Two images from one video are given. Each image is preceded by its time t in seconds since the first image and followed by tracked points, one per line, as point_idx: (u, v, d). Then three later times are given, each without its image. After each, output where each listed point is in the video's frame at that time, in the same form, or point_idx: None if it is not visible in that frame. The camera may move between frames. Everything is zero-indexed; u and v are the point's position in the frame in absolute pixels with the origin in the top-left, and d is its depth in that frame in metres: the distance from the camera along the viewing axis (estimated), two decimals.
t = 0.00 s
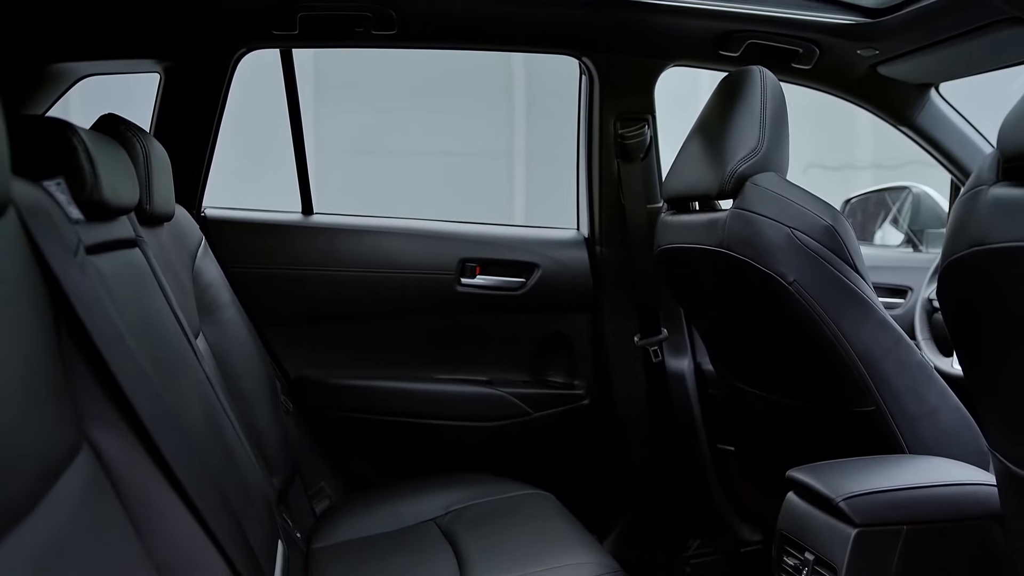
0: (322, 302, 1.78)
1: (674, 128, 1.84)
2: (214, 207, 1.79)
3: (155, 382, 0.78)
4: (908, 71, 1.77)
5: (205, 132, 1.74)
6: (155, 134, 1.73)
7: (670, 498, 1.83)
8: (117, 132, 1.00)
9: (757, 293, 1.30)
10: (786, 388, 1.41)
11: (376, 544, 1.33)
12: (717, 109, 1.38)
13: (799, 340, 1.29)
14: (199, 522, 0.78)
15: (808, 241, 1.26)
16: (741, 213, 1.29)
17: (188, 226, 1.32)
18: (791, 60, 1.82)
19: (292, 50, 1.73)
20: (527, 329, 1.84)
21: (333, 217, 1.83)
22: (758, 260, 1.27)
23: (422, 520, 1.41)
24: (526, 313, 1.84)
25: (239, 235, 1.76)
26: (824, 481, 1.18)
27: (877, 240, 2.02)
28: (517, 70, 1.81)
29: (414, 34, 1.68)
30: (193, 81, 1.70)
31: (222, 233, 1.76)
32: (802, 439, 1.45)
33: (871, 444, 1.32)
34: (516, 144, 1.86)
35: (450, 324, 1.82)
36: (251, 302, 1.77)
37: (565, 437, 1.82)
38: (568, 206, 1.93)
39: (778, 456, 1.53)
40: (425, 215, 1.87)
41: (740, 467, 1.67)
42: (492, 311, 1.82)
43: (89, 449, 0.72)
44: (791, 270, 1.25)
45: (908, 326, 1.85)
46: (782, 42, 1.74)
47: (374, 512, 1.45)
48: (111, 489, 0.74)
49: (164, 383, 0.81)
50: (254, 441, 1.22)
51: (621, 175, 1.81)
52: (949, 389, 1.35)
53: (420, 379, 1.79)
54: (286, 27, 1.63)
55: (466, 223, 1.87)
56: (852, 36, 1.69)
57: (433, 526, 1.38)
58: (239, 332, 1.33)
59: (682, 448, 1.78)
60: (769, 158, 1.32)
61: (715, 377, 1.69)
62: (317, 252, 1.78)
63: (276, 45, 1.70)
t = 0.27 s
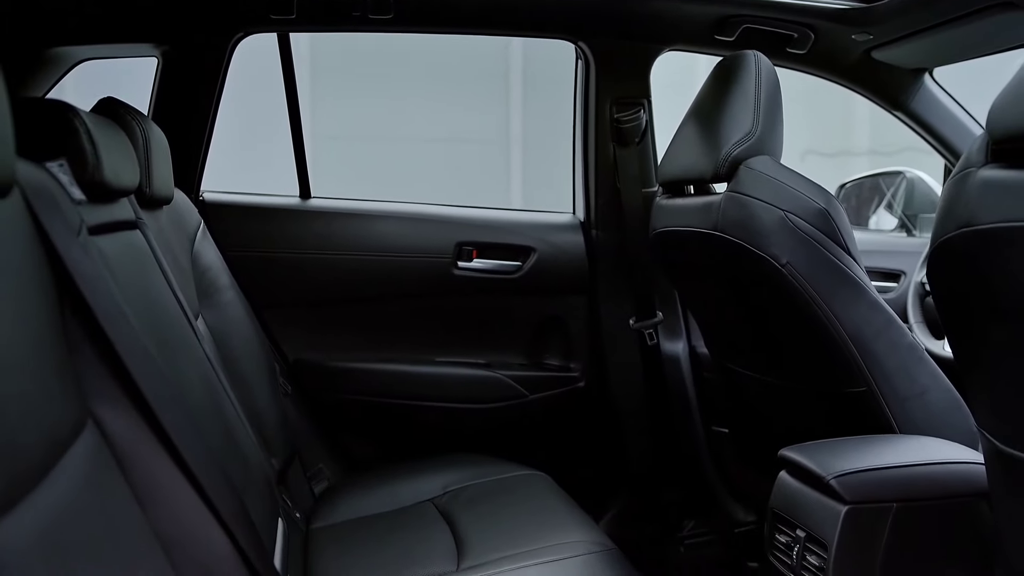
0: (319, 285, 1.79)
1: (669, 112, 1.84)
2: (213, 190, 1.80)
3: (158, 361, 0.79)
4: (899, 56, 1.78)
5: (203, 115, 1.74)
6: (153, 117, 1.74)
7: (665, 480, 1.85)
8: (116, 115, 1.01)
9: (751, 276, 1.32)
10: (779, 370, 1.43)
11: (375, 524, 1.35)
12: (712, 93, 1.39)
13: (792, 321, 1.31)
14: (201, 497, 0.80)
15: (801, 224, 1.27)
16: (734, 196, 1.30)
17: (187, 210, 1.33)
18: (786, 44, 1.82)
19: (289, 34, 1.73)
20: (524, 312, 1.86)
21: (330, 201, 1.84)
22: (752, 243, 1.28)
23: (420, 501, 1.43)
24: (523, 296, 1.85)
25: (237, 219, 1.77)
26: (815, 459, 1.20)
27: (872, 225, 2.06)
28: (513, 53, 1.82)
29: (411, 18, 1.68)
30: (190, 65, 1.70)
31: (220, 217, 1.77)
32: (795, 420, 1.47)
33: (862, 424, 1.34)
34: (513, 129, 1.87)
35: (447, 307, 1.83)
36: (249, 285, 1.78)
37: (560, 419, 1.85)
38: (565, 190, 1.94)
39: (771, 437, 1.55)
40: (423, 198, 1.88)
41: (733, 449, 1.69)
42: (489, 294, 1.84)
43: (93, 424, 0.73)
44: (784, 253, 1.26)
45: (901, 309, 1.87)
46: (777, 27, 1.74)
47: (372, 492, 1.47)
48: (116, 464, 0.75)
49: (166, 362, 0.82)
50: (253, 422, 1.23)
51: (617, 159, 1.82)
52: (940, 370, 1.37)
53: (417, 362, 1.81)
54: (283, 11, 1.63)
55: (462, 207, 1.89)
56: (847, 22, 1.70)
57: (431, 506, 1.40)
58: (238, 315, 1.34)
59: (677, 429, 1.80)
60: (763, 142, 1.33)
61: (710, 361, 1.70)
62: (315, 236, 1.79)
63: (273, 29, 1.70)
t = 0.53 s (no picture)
0: (318, 270, 1.80)
1: (665, 98, 1.85)
2: (211, 177, 1.80)
3: (158, 342, 0.80)
4: (895, 43, 1.79)
5: (201, 101, 1.74)
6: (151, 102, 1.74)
7: (661, 464, 1.87)
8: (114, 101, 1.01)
9: (745, 261, 1.33)
10: (773, 354, 1.45)
11: (374, 507, 1.37)
12: (707, 80, 1.40)
13: (786, 305, 1.32)
14: (201, 475, 0.81)
15: (795, 209, 1.28)
16: (729, 182, 1.32)
17: (185, 195, 1.34)
18: (781, 32, 1.83)
19: (287, 21, 1.73)
20: (520, 298, 1.87)
21: (328, 186, 1.85)
22: (745, 228, 1.29)
23: (418, 484, 1.45)
24: (519, 281, 1.87)
25: (235, 205, 1.77)
26: (808, 441, 1.22)
27: (867, 212, 2.08)
28: (510, 41, 1.82)
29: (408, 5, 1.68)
30: (187, 52, 1.70)
31: (219, 203, 1.77)
32: (788, 403, 1.48)
33: (854, 407, 1.36)
34: (509, 119, 1.87)
35: (444, 292, 1.84)
36: (247, 270, 1.79)
37: (555, 404, 1.87)
38: (562, 177, 1.95)
39: (764, 421, 1.57)
40: (422, 183, 1.89)
41: (728, 433, 1.71)
42: (486, 279, 1.85)
43: (95, 404, 0.74)
44: (778, 238, 1.28)
45: (894, 295, 1.88)
46: (773, 14, 1.75)
47: (370, 476, 1.49)
48: (118, 444, 0.76)
49: (167, 345, 0.84)
50: (252, 405, 1.24)
51: (613, 145, 1.83)
52: (931, 354, 1.38)
53: (415, 347, 1.83)
54: None
55: (458, 193, 1.90)
56: (842, 10, 1.71)
57: (428, 489, 1.42)
58: (237, 300, 1.35)
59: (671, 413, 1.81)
60: (758, 128, 1.34)
61: (705, 346, 1.71)
62: (314, 221, 1.80)
63: (270, 16, 1.70)
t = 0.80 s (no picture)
0: (316, 253, 1.81)
1: (661, 83, 1.87)
2: (210, 161, 1.81)
3: (160, 321, 0.81)
4: (892, 29, 1.79)
5: (199, 85, 1.74)
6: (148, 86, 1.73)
7: (655, 445, 1.90)
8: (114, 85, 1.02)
9: (739, 243, 1.34)
10: (766, 336, 1.47)
11: (372, 488, 1.39)
12: (703, 64, 1.41)
13: (780, 287, 1.34)
14: (203, 451, 0.82)
15: (788, 192, 1.30)
16: (723, 165, 1.33)
17: (184, 180, 1.35)
18: (777, 17, 1.84)
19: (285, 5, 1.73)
20: (516, 282, 1.89)
21: (326, 171, 1.85)
22: (739, 211, 1.31)
23: (416, 465, 1.47)
24: (516, 265, 1.88)
25: (233, 189, 1.78)
26: (800, 421, 1.24)
27: (863, 197, 2.08)
28: (507, 25, 1.83)
29: None
30: (185, 36, 1.70)
31: (217, 187, 1.77)
32: (781, 384, 1.50)
33: (845, 388, 1.38)
34: (507, 105, 1.89)
35: (441, 276, 1.86)
36: (245, 254, 1.79)
37: (551, 386, 1.89)
38: (558, 161, 1.96)
39: (758, 402, 1.59)
40: (419, 166, 1.90)
41: (724, 415, 1.73)
42: (483, 263, 1.86)
43: (99, 381, 0.75)
44: (772, 220, 1.29)
45: (888, 279, 1.91)
46: None
47: (369, 457, 1.51)
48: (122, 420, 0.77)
49: (169, 325, 0.85)
50: (252, 386, 1.26)
51: (609, 129, 1.84)
52: (923, 336, 1.40)
53: (414, 330, 1.84)
54: None
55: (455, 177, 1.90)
56: None
57: (427, 470, 1.44)
58: (236, 283, 1.36)
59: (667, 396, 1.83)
60: (753, 112, 1.35)
61: (701, 329, 1.73)
62: (312, 204, 1.80)
63: None
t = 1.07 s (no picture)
0: (315, 237, 1.82)
1: (658, 67, 1.88)
2: (209, 146, 1.81)
3: (163, 300, 0.83)
4: (887, 13, 1.80)
5: (199, 69, 1.74)
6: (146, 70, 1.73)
7: (653, 428, 1.91)
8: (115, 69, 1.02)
9: (735, 226, 1.36)
10: (761, 318, 1.48)
11: (372, 468, 1.41)
12: (699, 48, 1.42)
13: (775, 269, 1.35)
14: (207, 428, 0.84)
15: (783, 175, 1.31)
16: (719, 148, 1.34)
17: (183, 163, 1.36)
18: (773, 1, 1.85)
19: None
20: (514, 265, 1.91)
21: (324, 155, 1.86)
22: (735, 193, 1.32)
23: (414, 446, 1.48)
24: (513, 248, 1.89)
25: (232, 172, 1.78)
26: (794, 400, 1.26)
27: (858, 181, 2.09)
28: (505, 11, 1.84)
29: None
30: (183, 19, 1.70)
31: (215, 171, 1.77)
32: (777, 365, 1.52)
33: (839, 368, 1.39)
34: (504, 92, 1.92)
35: (440, 259, 1.87)
36: (244, 238, 1.79)
37: (549, 368, 1.90)
38: (555, 146, 1.98)
39: (754, 384, 1.61)
40: (418, 151, 1.90)
41: (721, 398, 1.75)
42: (482, 246, 1.88)
43: (106, 358, 0.76)
44: (767, 203, 1.30)
45: (882, 263, 1.92)
46: None
47: (368, 439, 1.53)
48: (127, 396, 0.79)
49: (172, 304, 0.86)
50: (253, 368, 1.27)
51: (607, 113, 1.85)
52: (916, 319, 1.42)
53: (413, 313, 1.86)
54: None
55: (454, 162, 1.91)
56: None
57: (426, 450, 1.46)
58: (237, 266, 1.38)
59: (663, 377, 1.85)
60: (749, 96, 1.36)
61: (697, 312, 1.74)
62: (310, 188, 1.81)
63: None
